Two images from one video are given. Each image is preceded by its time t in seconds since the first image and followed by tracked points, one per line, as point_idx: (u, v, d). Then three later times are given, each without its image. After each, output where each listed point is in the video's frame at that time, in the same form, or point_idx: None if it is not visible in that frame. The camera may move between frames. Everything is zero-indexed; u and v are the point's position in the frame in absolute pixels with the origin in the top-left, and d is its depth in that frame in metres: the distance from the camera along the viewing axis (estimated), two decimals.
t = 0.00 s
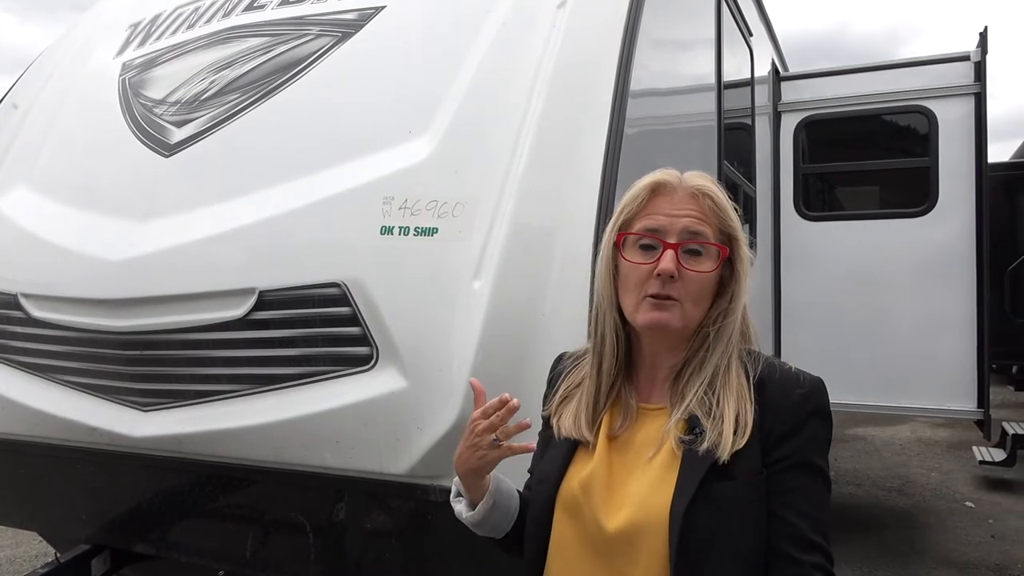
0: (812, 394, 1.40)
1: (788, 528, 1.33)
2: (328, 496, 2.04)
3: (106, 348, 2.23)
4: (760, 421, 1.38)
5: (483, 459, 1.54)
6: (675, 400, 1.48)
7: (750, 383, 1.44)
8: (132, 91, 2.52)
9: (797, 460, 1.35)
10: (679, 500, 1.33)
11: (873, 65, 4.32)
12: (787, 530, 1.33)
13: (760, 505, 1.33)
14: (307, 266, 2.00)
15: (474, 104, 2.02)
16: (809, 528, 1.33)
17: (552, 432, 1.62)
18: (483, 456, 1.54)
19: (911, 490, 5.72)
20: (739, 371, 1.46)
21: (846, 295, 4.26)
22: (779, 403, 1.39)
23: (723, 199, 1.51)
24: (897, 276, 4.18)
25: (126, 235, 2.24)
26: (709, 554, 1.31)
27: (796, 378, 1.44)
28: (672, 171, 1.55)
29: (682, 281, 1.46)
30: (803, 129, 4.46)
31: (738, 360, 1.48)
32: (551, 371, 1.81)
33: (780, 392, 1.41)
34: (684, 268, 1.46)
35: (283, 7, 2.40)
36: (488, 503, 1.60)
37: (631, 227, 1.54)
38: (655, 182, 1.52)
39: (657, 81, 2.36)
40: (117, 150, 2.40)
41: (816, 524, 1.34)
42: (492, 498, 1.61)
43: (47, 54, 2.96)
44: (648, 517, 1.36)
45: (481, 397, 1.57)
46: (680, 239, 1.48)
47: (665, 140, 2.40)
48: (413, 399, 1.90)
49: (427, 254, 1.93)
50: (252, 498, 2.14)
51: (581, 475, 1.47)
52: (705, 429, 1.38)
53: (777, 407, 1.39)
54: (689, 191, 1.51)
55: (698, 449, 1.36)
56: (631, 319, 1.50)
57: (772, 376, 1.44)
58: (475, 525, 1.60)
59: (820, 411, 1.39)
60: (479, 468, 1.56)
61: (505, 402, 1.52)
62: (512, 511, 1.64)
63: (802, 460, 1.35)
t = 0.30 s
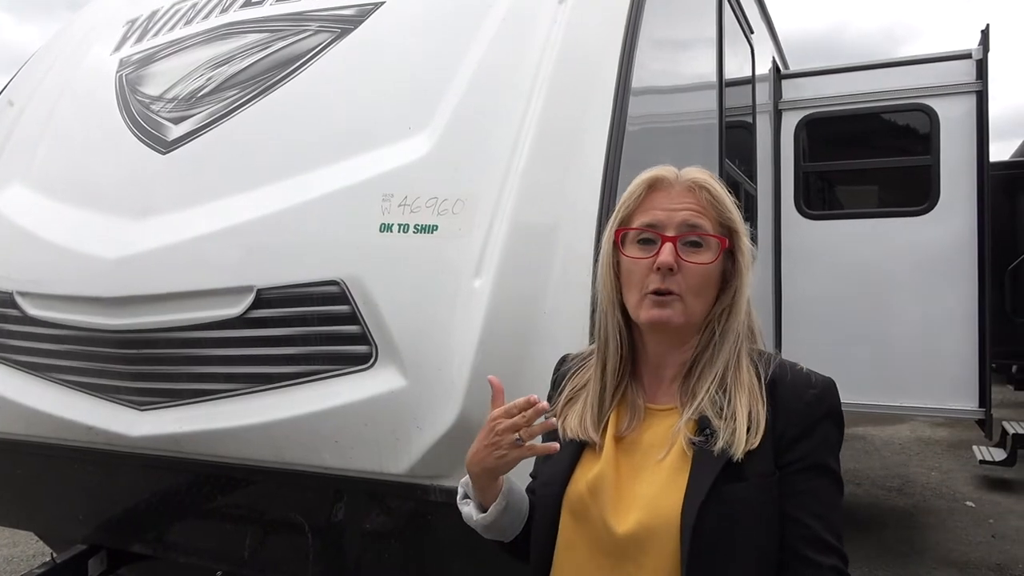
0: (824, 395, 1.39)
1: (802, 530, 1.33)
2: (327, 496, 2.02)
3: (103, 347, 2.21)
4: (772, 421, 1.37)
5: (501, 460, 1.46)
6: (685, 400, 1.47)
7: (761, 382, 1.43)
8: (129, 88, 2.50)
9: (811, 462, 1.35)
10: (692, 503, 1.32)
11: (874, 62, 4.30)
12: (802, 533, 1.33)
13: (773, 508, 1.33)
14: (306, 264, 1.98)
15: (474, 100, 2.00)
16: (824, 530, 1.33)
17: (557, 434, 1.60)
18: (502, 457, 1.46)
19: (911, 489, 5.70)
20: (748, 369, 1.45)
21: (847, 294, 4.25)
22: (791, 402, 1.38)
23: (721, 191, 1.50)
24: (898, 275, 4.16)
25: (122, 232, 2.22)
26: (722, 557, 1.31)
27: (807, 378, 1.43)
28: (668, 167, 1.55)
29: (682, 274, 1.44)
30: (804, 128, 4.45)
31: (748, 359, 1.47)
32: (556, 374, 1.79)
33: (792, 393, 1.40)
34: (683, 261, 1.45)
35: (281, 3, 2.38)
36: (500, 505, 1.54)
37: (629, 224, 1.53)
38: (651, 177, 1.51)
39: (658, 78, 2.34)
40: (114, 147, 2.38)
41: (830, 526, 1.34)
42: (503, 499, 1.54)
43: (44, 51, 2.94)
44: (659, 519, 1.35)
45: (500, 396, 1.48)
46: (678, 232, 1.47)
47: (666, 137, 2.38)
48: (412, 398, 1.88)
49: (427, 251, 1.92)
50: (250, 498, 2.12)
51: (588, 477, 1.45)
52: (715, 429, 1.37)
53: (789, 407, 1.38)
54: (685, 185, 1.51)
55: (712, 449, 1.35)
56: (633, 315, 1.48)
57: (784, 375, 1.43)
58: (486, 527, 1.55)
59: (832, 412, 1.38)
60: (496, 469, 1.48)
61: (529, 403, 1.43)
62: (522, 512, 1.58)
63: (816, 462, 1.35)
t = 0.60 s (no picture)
0: (839, 396, 1.40)
1: (820, 529, 1.33)
2: (327, 497, 2.00)
3: (101, 347, 2.19)
4: (790, 424, 1.37)
5: (526, 444, 1.42)
6: (696, 397, 1.47)
7: (777, 385, 1.44)
8: (127, 86, 2.48)
9: (827, 462, 1.35)
10: (706, 502, 1.31)
11: (876, 62, 4.28)
12: (820, 532, 1.33)
13: (791, 508, 1.33)
14: (305, 264, 1.96)
15: (476, 99, 1.98)
16: (842, 530, 1.33)
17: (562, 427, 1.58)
18: (528, 441, 1.42)
19: (912, 489, 5.69)
20: (764, 371, 1.45)
21: (849, 294, 4.24)
22: (808, 405, 1.38)
23: (742, 187, 1.49)
24: (900, 275, 4.14)
25: (120, 231, 2.20)
26: (739, 556, 1.31)
27: (822, 378, 1.44)
28: (690, 158, 1.53)
29: (698, 267, 1.43)
30: (806, 127, 4.43)
31: (762, 360, 1.48)
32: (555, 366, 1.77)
33: (809, 393, 1.40)
34: (700, 255, 1.44)
35: None
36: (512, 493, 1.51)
37: (647, 214, 1.52)
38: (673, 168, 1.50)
39: (661, 76, 2.32)
40: (113, 145, 2.36)
41: (848, 525, 1.34)
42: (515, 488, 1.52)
43: (42, 48, 2.92)
44: (672, 518, 1.34)
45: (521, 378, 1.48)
46: (697, 225, 1.46)
47: (669, 136, 2.36)
48: (414, 398, 1.86)
49: (429, 250, 1.90)
50: (250, 499, 2.10)
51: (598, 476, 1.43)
52: (731, 430, 1.37)
53: (806, 409, 1.38)
54: (706, 178, 1.50)
55: (727, 450, 1.34)
56: (645, 307, 1.47)
57: (800, 377, 1.44)
58: (495, 515, 1.52)
59: (846, 413, 1.39)
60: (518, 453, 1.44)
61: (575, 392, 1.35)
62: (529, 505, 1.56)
63: (832, 462, 1.35)
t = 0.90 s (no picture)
0: (858, 426, 1.45)
1: (830, 554, 1.39)
2: (326, 497, 1.99)
3: (99, 348, 2.18)
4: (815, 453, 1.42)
5: (576, 476, 1.37)
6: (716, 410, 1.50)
7: (803, 411, 1.47)
8: (124, 86, 2.47)
9: (842, 489, 1.41)
10: (726, 526, 1.36)
11: (876, 58, 4.27)
12: (830, 557, 1.39)
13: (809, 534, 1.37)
14: (303, 263, 1.95)
15: (474, 96, 1.97)
16: (846, 555, 1.40)
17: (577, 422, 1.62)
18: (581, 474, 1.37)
19: (915, 487, 5.66)
20: (792, 397, 1.49)
21: (850, 292, 4.23)
22: (832, 435, 1.43)
23: (797, 208, 1.48)
24: (902, 272, 4.12)
25: (117, 231, 2.19)
26: None
27: (845, 405, 1.49)
28: (746, 169, 1.50)
29: (738, 290, 1.44)
30: (806, 125, 4.43)
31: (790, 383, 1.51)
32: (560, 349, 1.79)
33: (833, 422, 1.44)
34: (743, 278, 1.44)
35: None
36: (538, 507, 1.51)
37: (693, 222, 1.50)
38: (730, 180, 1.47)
39: (660, 73, 2.31)
40: (109, 145, 2.35)
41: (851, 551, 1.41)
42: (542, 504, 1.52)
43: (39, 49, 2.91)
44: (688, 535, 1.38)
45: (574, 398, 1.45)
46: (743, 245, 1.45)
47: (669, 133, 2.35)
48: (413, 397, 1.85)
49: (427, 248, 1.88)
50: (249, 500, 2.09)
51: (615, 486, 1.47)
52: (754, 454, 1.41)
53: (829, 439, 1.43)
54: (762, 195, 1.47)
55: (749, 477, 1.38)
56: (676, 319, 1.49)
57: (824, 405, 1.48)
58: (517, 529, 1.51)
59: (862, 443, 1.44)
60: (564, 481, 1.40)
61: (645, 444, 1.30)
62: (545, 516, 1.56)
63: (846, 489, 1.41)
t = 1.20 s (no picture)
0: (865, 424, 1.41)
1: (832, 555, 1.35)
2: (339, 494, 2.00)
3: (114, 347, 2.20)
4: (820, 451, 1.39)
5: (552, 465, 1.39)
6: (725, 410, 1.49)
7: (810, 407, 1.45)
8: (138, 87, 2.49)
9: (846, 489, 1.37)
10: (727, 524, 1.34)
11: (889, 54, 4.24)
12: (832, 558, 1.35)
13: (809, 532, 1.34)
14: (314, 261, 1.96)
15: (484, 94, 1.97)
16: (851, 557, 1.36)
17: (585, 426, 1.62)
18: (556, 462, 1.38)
19: (931, 486, 5.62)
20: (799, 392, 1.47)
21: (864, 289, 4.19)
22: (839, 432, 1.40)
23: (797, 197, 1.47)
24: (915, 268, 4.09)
25: (131, 231, 2.21)
26: None
27: (854, 404, 1.46)
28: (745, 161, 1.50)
29: (742, 281, 1.43)
30: (818, 121, 4.42)
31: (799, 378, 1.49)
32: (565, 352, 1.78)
33: (839, 420, 1.41)
34: (746, 268, 1.43)
35: None
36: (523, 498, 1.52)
37: (694, 216, 1.50)
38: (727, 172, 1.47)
39: (671, 70, 2.30)
40: (123, 145, 2.37)
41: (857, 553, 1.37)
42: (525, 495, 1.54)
43: (55, 51, 2.94)
44: (689, 534, 1.37)
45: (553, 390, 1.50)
46: (745, 236, 1.44)
47: (679, 130, 2.34)
48: (424, 394, 1.86)
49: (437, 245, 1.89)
50: (264, 497, 2.10)
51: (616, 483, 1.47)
52: (759, 453, 1.39)
53: (836, 437, 1.39)
54: (762, 185, 1.47)
55: (755, 475, 1.36)
56: (681, 315, 1.47)
57: (832, 402, 1.45)
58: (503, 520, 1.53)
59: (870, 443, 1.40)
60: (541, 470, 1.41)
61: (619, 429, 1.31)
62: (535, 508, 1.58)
63: (851, 490, 1.37)
